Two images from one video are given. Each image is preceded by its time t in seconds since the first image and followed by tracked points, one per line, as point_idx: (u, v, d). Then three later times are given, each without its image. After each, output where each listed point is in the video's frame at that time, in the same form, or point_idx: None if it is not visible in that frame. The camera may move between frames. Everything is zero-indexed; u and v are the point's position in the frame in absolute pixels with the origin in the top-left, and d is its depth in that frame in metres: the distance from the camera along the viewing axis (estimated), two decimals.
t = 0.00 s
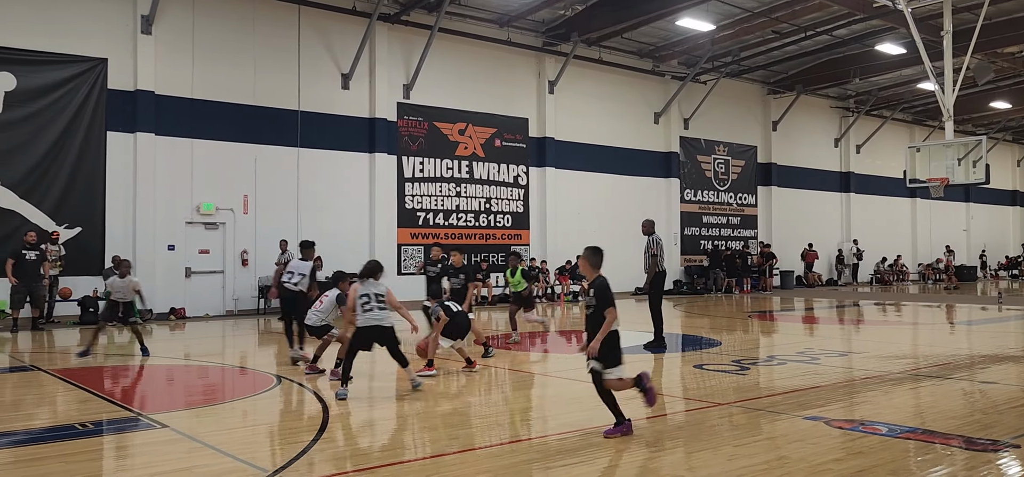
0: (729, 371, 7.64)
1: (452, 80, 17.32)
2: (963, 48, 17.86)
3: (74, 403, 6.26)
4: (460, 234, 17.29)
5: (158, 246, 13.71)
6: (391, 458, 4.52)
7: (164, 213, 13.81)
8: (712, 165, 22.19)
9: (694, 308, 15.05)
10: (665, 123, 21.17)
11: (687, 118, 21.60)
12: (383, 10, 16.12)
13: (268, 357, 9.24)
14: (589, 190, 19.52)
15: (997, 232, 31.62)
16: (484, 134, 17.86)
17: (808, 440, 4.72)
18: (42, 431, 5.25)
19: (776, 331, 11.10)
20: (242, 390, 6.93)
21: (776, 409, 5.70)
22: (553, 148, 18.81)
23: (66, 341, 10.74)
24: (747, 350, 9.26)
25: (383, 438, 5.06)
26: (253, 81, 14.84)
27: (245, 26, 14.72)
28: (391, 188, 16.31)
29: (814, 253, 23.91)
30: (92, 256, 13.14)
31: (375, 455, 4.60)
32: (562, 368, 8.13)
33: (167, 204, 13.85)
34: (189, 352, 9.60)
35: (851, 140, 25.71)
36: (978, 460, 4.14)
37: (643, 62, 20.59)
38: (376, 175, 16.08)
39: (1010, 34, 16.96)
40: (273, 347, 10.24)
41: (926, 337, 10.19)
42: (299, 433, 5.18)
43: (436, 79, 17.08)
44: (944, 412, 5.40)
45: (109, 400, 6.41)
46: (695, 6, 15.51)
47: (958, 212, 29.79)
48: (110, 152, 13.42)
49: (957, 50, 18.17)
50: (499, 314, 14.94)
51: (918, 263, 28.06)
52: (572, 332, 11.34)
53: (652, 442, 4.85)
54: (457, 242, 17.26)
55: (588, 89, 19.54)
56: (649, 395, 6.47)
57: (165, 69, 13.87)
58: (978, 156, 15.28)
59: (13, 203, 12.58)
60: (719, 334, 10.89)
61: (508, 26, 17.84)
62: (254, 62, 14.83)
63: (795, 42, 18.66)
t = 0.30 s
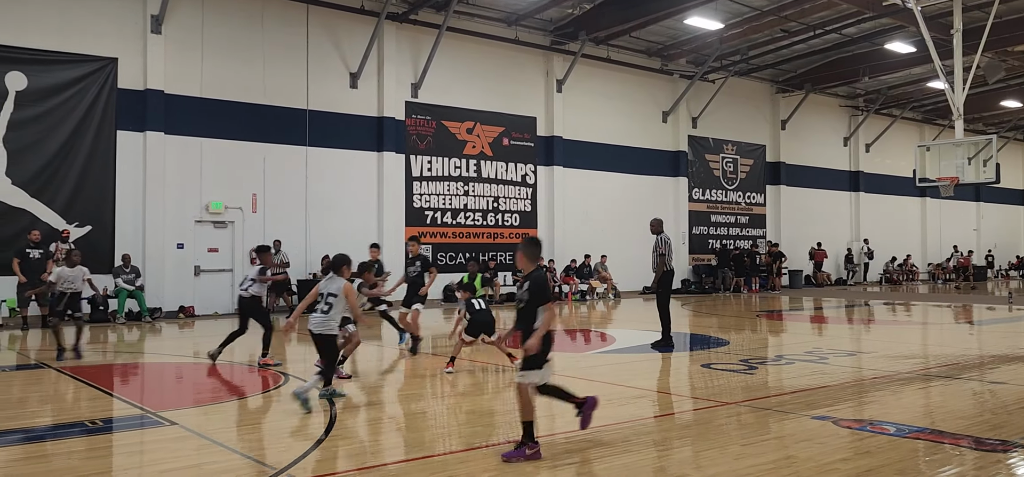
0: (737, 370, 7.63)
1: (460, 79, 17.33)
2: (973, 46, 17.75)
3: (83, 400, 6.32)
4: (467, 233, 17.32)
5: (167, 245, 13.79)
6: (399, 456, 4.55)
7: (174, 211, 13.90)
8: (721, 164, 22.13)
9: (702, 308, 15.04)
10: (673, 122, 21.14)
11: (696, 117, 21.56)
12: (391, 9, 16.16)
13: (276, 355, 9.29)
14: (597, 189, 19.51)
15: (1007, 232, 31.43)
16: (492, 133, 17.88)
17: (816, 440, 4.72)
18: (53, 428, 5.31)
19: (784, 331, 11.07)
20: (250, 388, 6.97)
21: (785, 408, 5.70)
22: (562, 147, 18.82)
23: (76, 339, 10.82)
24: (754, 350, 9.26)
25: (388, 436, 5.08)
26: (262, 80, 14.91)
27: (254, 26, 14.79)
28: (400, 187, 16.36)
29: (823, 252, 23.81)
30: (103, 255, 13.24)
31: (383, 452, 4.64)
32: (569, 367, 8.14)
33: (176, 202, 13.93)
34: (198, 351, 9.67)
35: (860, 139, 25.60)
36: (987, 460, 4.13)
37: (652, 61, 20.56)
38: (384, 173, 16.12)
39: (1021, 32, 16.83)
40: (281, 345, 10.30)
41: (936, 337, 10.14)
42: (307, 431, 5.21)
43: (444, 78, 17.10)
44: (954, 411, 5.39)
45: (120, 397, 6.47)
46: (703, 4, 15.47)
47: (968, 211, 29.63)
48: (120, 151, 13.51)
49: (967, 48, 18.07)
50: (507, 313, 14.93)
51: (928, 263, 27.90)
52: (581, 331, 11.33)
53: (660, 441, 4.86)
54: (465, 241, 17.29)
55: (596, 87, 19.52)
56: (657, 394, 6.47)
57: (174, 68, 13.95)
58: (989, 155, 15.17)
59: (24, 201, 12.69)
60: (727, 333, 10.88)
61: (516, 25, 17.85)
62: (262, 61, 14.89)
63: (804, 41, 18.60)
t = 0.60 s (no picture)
0: (741, 367, 7.62)
1: (464, 76, 17.32)
2: (980, 44, 17.68)
3: (88, 395, 6.34)
4: (472, 230, 17.33)
5: (172, 241, 13.83)
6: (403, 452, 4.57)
7: (179, 208, 13.94)
8: (725, 161, 22.09)
9: (706, 306, 15.03)
10: (678, 119, 21.11)
11: (701, 114, 21.51)
12: (396, 6, 16.15)
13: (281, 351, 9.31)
14: (601, 187, 19.49)
15: (1013, 230, 31.34)
16: (497, 130, 17.86)
17: (819, 437, 4.72)
18: (58, 423, 5.32)
19: (788, 329, 11.06)
20: (253, 385, 6.97)
21: (789, 406, 5.70)
22: (566, 145, 18.81)
23: (81, 334, 10.86)
24: (758, 347, 9.26)
25: (391, 432, 5.09)
26: (267, 76, 14.93)
27: (258, 23, 14.80)
28: (404, 184, 16.38)
29: (828, 250, 23.76)
30: (108, 250, 13.28)
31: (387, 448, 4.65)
32: (573, 364, 8.14)
33: (181, 199, 13.97)
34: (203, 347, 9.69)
35: (865, 137, 25.52)
36: (991, 458, 4.12)
37: (656, 58, 20.51)
38: (388, 170, 16.13)
39: None
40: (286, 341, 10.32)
41: (941, 335, 10.12)
42: (310, 427, 5.22)
43: (448, 75, 17.09)
44: (958, 410, 5.38)
45: (124, 393, 6.49)
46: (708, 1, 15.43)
47: (974, 210, 29.54)
48: (125, 147, 13.54)
49: (974, 46, 18.00)
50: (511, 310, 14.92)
51: (933, 261, 27.82)
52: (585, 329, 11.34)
53: (664, 438, 4.87)
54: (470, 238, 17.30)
55: (600, 84, 19.49)
56: (661, 392, 6.47)
57: (179, 65, 13.97)
58: (995, 153, 15.11)
59: (30, 197, 12.74)
60: (731, 331, 10.87)
61: (521, 22, 17.83)
62: (266, 57, 14.90)
63: (809, 38, 18.54)
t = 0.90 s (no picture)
0: (742, 362, 7.64)
1: (465, 71, 17.29)
2: (982, 39, 17.65)
3: (89, 389, 6.36)
4: (472, 225, 17.35)
5: (172, 236, 13.83)
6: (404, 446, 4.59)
7: (179, 202, 13.94)
8: (727, 157, 22.08)
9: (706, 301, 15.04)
10: (679, 115, 21.09)
11: (702, 109, 21.49)
12: None
13: (282, 346, 9.33)
14: (602, 182, 19.48)
15: (1014, 226, 31.32)
16: (498, 125, 17.86)
17: (819, 432, 4.73)
18: (59, 417, 5.34)
19: (789, 324, 11.07)
20: (254, 379, 6.95)
21: (789, 401, 5.71)
22: (567, 140, 18.79)
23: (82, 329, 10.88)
24: (759, 342, 9.28)
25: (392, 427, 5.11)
26: (268, 71, 14.92)
27: (259, 18, 14.78)
28: (405, 179, 16.38)
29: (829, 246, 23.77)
30: (108, 245, 13.29)
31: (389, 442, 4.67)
32: (574, 359, 8.16)
33: (181, 193, 13.97)
34: (204, 341, 9.71)
35: (866, 132, 25.49)
36: (991, 453, 4.13)
37: (658, 53, 20.48)
38: (389, 165, 16.13)
39: None
40: (287, 336, 10.34)
41: (942, 331, 10.13)
42: (311, 421, 5.23)
43: (449, 70, 17.07)
44: (958, 404, 5.39)
45: (125, 386, 6.52)
46: None
47: (975, 205, 29.52)
48: (125, 142, 13.54)
49: (975, 41, 18.00)
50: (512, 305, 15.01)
51: (934, 256, 27.82)
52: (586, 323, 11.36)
53: (665, 432, 4.88)
54: (470, 233, 17.32)
55: (601, 79, 19.47)
56: (661, 386, 6.48)
57: (179, 60, 13.96)
58: (996, 148, 15.08)
59: (31, 191, 12.74)
60: (732, 326, 10.88)
61: (522, 17, 17.81)
62: (266, 51, 14.89)
63: (810, 33, 18.51)
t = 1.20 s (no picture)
0: (742, 358, 7.66)
1: (466, 68, 17.30)
2: (983, 34, 17.62)
3: (90, 386, 6.38)
4: (473, 222, 17.36)
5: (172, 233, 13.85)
6: (405, 442, 4.61)
7: (179, 199, 13.94)
8: (727, 153, 22.07)
9: (707, 298, 15.04)
10: (680, 111, 21.08)
11: (702, 106, 21.48)
12: None
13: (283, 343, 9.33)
14: (602, 178, 19.48)
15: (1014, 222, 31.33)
16: (498, 121, 17.86)
17: (819, 427, 4.75)
18: (60, 414, 5.36)
19: (789, 320, 11.10)
20: (252, 377, 6.93)
21: (789, 397, 5.74)
22: (568, 136, 18.80)
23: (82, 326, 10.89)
24: (759, 339, 9.30)
25: (393, 423, 5.12)
26: (268, 68, 14.92)
27: (258, 14, 14.77)
28: (406, 176, 16.39)
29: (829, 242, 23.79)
30: (109, 242, 13.31)
31: (389, 438, 4.70)
32: (574, 355, 8.18)
33: (181, 191, 13.98)
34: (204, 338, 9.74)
35: (867, 129, 25.47)
36: (990, 448, 4.14)
37: (658, 49, 20.47)
38: (389, 162, 16.14)
39: None
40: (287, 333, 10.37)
41: (942, 326, 10.14)
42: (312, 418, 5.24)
43: (449, 66, 17.06)
44: (958, 400, 5.42)
45: (125, 384, 6.54)
46: None
47: (975, 201, 29.53)
48: (125, 139, 13.55)
49: (975, 37, 18.00)
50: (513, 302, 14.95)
51: (934, 253, 27.83)
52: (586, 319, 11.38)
53: (665, 428, 4.90)
54: (471, 230, 17.34)
55: (602, 76, 19.47)
56: (662, 382, 6.50)
57: (179, 57, 13.97)
58: (996, 145, 15.07)
59: (31, 188, 12.75)
60: (733, 322, 10.91)
61: (522, 13, 17.80)
62: (266, 48, 14.89)
63: (811, 29, 18.49)
